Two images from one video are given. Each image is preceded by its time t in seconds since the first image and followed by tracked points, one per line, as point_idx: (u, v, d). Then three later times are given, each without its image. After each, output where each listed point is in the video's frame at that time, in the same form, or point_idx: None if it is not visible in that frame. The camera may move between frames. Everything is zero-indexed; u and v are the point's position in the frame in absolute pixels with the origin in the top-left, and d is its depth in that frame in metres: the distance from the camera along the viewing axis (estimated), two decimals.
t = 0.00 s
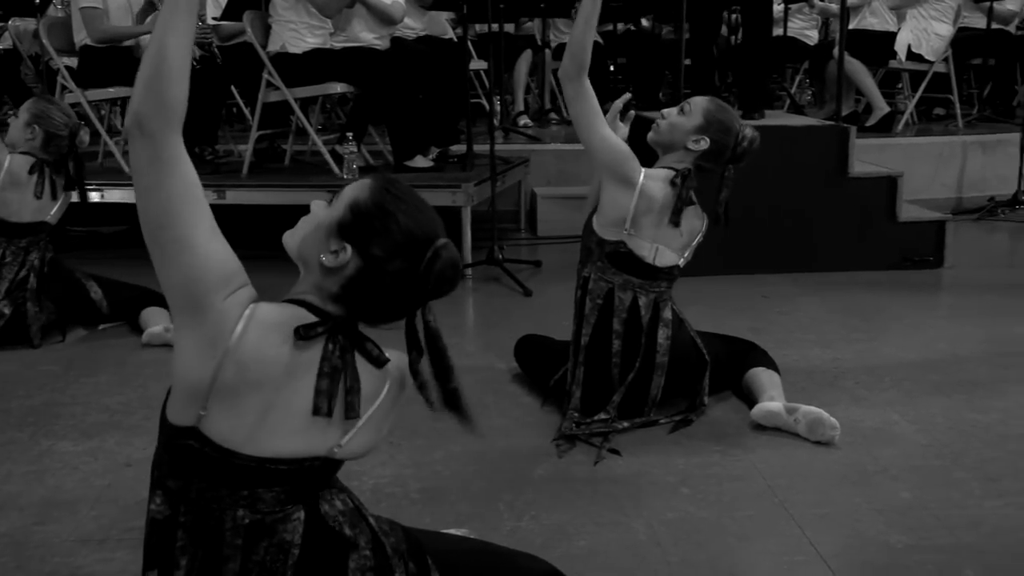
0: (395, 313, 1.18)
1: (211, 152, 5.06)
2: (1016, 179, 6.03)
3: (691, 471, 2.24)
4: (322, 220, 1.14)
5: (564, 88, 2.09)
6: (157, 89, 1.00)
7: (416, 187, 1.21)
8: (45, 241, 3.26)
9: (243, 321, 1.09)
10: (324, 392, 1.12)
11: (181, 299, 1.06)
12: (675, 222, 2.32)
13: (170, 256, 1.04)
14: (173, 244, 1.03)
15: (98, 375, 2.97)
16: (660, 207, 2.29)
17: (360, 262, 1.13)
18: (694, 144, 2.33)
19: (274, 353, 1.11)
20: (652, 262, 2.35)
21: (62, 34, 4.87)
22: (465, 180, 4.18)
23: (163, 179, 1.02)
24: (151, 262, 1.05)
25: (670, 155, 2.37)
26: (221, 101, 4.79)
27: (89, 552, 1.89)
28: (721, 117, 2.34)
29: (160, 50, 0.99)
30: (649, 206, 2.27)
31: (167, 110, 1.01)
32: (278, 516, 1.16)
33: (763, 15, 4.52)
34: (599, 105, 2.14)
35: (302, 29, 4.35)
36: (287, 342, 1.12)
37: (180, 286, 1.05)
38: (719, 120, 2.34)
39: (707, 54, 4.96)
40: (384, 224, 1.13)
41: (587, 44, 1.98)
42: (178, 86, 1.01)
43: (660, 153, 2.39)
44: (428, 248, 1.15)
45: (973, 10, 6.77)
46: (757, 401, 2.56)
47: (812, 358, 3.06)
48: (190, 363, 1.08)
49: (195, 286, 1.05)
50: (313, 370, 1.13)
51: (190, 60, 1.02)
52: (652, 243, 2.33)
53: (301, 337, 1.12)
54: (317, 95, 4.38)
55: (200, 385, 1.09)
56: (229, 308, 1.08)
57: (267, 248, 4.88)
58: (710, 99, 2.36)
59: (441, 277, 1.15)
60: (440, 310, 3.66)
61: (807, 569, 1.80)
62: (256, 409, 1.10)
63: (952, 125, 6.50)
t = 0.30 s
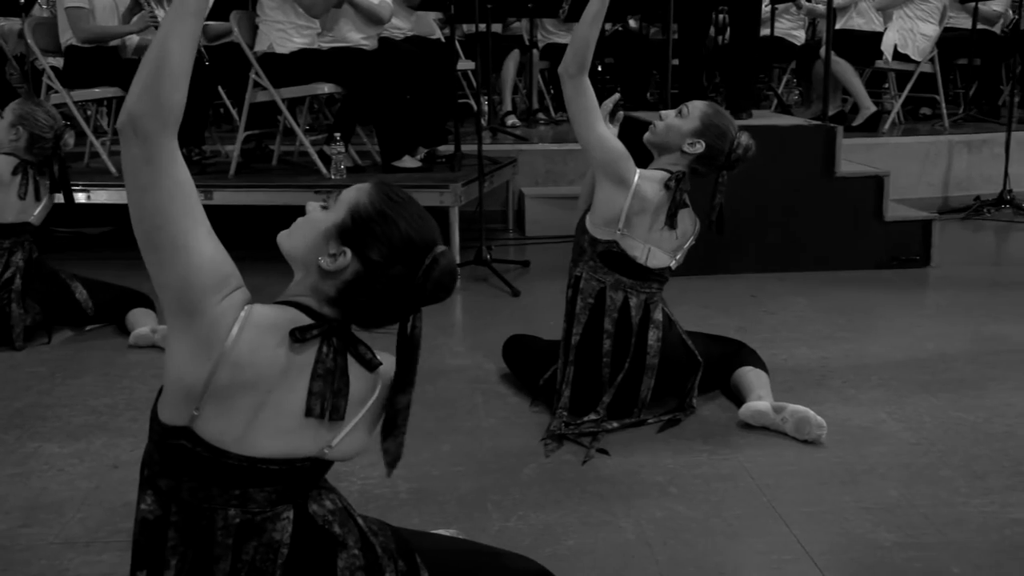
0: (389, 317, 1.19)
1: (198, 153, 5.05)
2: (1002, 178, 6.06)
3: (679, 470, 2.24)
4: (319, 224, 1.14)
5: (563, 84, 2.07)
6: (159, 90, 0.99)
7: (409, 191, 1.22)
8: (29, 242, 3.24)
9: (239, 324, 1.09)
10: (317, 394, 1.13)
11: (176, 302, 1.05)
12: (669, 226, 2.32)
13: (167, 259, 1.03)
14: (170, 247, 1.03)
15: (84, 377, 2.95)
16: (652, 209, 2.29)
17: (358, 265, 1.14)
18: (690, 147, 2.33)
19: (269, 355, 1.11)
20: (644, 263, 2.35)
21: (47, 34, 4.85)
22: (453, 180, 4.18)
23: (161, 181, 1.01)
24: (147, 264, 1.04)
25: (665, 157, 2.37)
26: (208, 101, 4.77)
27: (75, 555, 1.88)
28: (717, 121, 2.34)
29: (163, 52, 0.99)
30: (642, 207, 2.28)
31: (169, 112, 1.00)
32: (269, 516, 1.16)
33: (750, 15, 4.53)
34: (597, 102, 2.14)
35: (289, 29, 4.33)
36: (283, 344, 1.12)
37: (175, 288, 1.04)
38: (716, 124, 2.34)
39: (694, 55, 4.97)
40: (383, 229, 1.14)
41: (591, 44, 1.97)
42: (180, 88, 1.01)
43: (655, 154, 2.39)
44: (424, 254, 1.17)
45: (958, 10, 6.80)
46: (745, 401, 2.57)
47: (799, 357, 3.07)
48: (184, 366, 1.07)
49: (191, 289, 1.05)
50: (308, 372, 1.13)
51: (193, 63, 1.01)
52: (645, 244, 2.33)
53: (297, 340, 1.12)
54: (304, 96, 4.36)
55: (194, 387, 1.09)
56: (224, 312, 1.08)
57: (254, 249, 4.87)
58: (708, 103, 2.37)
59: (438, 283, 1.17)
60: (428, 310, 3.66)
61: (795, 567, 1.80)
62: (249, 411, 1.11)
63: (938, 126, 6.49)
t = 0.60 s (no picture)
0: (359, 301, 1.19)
1: (185, 153, 5.03)
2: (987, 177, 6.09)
3: (667, 470, 2.25)
4: (280, 214, 1.14)
5: (549, 84, 2.06)
6: (116, 91, 0.94)
7: (362, 174, 1.22)
8: (11, 242, 3.24)
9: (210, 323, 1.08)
10: (295, 387, 1.13)
11: (146, 306, 1.03)
12: (654, 226, 2.33)
13: (137, 264, 1.01)
14: (139, 251, 1.00)
15: (71, 378, 2.94)
16: (637, 210, 2.29)
17: (322, 249, 1.13)
18: (675, 146, 2.33)
19: (245, 350, 1.10)
20: (630, 262, 2.36)
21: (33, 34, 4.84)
22: (441, 180, 4.17)
23: (128, 184, 0.98)
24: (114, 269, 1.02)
25: (651, 156, 2.37)
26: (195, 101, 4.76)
27: (62, 558, 1.88)
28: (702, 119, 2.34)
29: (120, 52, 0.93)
30: (627, 207, 2.28)
31: (128, 114, 0.95)
32: (254, 519, 1.15)
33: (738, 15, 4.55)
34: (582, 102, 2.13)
35: (276, 29, 4.31)
36: (256, 338, 1.12)
37: (144, 293, 1.02)
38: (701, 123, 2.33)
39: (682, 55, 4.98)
40: (344, 211, 1.13)
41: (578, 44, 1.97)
42: (138, 87, 0.95)
43: (641, 154, 2.39)
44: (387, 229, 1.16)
45: (944, 11, 6.84)
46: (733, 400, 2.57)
47: (787, 356, 3.08)
48: (156, 368, 1.07)
49: (160, 292, 1.03)
50: (284, 366, 1.13)
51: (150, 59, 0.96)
52: (631, 243, 2.33)
53: (269, 333, 1.12)
54: (291, 97, 4.35)
55: (169, 390, 1.08)
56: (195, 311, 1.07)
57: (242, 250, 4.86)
58: (694, 102, 2.36)
59: (404, 256, 1.16)
60: (416, 310, 3.66)
61: (783, 566, 1.81)
62: (228, 409, 1.10)
63: (925, 126, 6.45)
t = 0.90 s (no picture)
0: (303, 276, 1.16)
1: (171, 154, 5.02)
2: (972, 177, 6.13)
3: (655, 469, 2.25)
4: (202, 209, 1.13)
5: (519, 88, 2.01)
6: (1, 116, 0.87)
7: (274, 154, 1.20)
8: None
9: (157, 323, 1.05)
10: (252, 374, 1.11)
11: (85, 317, 1.00)
12: (633, 224, 2.33)
13: (67, 278, 0.96)
14: (64, 263, 0.95)
15: (56, 380, 2.93)
16: (616, 209, 2.29)
17: (250, 226, 1.10)
18: (647, 143, 2.32)
19: (194, 346, 1.07)
20: (613, 262, 2.36)
21: (17, 34, 4.84)
22: (428, 180, 4.16)
23: (34, 202, 0.92)
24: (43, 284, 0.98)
25: (623, 154, 2.37)
26: (181, 102, 4.74)
27: (48, 560, 1.87)
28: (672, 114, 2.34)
29: None
30: (605, 209, 2.28)
31: (16, 137, 0.89)
32: (233, 519, 1.14)
33: (724, 15, 4.56)
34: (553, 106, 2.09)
35: (262, 29, 4.28)
36: (203, 329, 1.09)
37: (80, 308, 0.99)
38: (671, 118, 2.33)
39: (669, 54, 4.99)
40: (262, 183, 1.11)
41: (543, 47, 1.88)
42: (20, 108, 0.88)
43: (614, 153, 2.39)
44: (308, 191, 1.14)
45: (928, 11, 6.89)
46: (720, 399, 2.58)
47: (774, 355, 3.09)
48: (111, 378, 1.05)
49: (97, 304, 0.99)
50: (235, 356, 1.10)
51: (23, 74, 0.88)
52: (611, 244, 2.34)
53: (217, 323, 1.09)
54: (278, 97, 4.32)
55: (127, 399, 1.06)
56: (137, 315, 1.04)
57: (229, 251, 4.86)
58: (662, 96, 2.36)
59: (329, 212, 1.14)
60: (403, 310, 3.66)
61: (770, 564, 1.81)
62: (190, 408, 1.08)
63: (911, 126, 6.50)
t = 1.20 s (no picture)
0: (233, 256, 1.15)
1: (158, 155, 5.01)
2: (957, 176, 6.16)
3: (642, 468, 2.25)
4: (121, 211, 1.12)
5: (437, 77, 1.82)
6: None
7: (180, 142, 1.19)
8: None
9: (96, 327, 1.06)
10: (199, 362, 1.09)
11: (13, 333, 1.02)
12: (591, 216, 2.31)
13: None
14: None
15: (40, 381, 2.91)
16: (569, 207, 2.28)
17: (164, 212, 1.09)
18: (583, 132, 2.29)
19: (137, 345, 1.07)
20: (581, 259, 2.37)
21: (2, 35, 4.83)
22: (415, 181, 4.16)
23: None
24: None
25: (565, 150, 2.33)
26: (168, 102, 4.73)
27: (33, 562, 1.86)
28: (598, 97, 2.28)
29: None
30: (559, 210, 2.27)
31: None
32: (211, 513, 1.15)
33: (710, 15, 4.57)
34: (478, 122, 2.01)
35: (249, 29, 4.28)
36: (143, 326, 1.08)
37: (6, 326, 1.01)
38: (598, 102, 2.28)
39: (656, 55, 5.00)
40: (166, 166, 1.10)
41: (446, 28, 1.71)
42: None
43: (555, 152, 2.35)
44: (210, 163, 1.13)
45: (913, 11, 6.93)
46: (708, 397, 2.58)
47: (760, 354, 3.10)
48: (63, 390, 1.06)
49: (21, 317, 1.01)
50: (179, 347, 1.09)
51: None
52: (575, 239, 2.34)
53: (156, 317, 1.08)
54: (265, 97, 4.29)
55: (84, 408, 1.07)
56: (73, 329, 1.05)
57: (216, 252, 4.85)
58: (584, 80, 2.31)
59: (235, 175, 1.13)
60: (391, 310, 3.65)
61: (757, 563, 1.82)
62: (147, 409, 1.08)
63: (897, 126, 6.49)
